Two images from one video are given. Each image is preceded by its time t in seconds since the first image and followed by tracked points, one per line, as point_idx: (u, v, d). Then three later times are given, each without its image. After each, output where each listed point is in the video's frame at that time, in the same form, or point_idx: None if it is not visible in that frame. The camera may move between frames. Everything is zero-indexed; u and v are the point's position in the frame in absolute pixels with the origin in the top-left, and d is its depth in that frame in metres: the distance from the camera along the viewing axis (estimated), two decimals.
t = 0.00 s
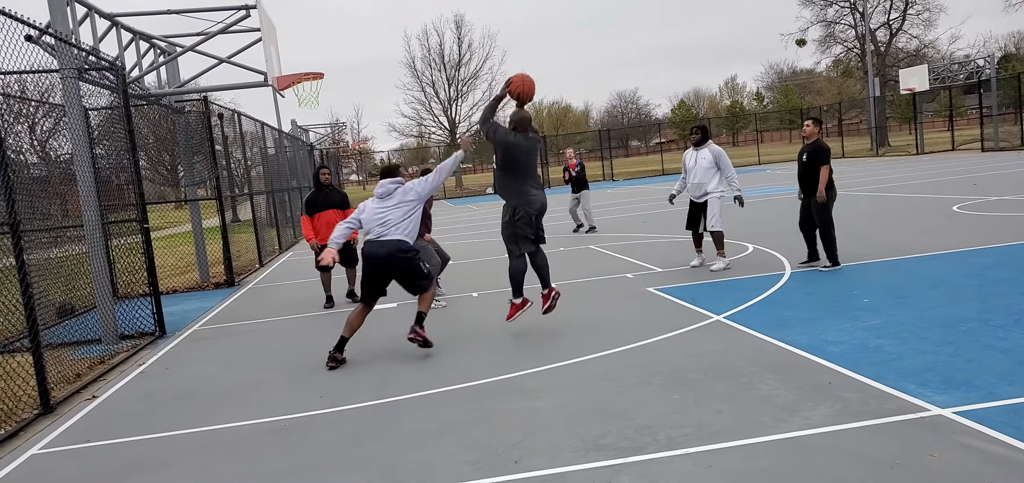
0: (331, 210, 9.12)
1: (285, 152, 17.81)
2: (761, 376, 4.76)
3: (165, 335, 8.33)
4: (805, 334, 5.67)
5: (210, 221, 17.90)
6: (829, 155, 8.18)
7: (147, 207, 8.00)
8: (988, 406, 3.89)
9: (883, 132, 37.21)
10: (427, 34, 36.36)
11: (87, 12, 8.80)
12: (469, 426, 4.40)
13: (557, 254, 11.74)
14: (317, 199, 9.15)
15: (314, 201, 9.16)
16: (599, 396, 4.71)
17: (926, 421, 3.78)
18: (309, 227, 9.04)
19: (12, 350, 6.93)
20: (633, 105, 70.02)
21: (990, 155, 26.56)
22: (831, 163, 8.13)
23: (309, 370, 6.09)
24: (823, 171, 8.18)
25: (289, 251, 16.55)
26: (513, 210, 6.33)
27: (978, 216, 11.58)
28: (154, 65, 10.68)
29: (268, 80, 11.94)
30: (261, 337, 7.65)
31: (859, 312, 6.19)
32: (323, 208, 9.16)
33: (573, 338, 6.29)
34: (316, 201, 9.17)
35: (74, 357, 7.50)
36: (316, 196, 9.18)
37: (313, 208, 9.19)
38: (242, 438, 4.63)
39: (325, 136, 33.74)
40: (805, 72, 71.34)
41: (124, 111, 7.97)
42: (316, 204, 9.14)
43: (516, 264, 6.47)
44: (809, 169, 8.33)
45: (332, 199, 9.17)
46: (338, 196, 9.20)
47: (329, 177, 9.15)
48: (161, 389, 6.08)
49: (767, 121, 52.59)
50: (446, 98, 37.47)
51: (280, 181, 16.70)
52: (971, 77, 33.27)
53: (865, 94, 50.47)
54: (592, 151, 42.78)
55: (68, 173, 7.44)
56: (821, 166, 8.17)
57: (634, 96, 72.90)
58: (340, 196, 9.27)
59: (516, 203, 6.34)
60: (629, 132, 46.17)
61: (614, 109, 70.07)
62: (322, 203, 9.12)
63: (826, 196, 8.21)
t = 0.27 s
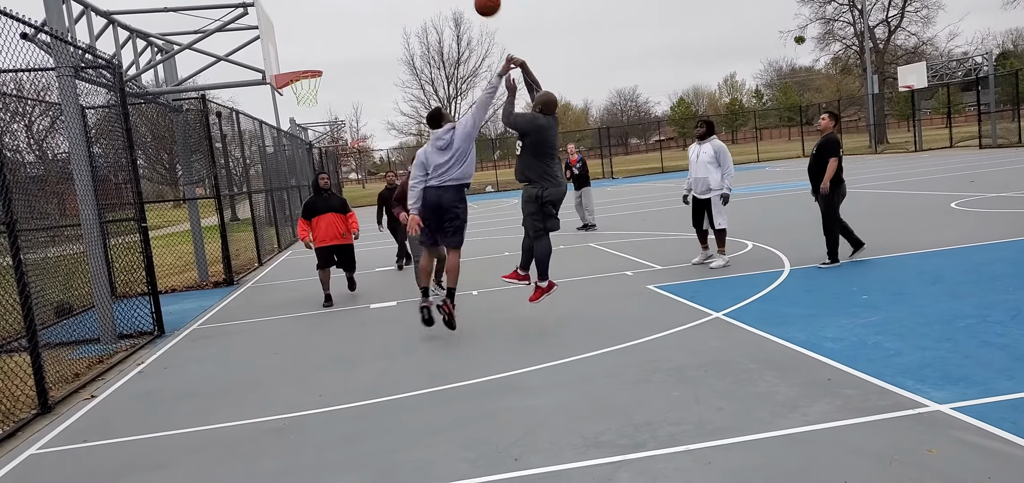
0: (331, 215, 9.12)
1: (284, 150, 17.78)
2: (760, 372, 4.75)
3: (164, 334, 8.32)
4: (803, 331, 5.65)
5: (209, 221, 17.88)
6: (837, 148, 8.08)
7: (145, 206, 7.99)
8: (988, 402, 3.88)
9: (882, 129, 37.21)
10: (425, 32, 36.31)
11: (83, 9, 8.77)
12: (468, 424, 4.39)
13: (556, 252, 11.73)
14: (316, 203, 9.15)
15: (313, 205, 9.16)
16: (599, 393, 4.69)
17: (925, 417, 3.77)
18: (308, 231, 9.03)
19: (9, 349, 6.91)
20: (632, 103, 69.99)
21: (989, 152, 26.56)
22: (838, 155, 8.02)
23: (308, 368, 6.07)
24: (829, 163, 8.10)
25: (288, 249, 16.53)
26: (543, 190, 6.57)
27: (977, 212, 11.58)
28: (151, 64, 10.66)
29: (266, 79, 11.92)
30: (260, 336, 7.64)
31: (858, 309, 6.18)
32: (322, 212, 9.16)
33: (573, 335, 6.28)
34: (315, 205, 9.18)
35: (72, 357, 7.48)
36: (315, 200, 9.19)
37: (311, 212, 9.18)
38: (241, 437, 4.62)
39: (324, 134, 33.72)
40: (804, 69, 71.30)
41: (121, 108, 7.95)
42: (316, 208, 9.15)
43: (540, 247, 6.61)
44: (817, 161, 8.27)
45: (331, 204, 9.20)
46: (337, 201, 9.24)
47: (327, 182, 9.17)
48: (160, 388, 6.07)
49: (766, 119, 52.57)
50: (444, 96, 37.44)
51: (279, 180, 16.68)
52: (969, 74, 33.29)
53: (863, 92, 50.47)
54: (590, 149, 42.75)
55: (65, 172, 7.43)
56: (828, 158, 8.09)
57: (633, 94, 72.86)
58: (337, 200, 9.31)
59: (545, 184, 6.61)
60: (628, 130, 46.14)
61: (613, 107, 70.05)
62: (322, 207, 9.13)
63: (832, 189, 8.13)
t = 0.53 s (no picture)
0: (335, 210, 9.26)
1: (283, 150, 17.77)
2: (759, 370, 4.76)
3: (163, 334, 8.32)
4: (803, 329, 5.66)
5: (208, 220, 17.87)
6: (848, 144, 8.07)
7: (144, 206, 7.99)
8: (986, 399, 3.88)
9: (880, 126, 37.22)
10: (424, 31, 36.26)
11: (81, 10, 8.77)
12: (468, 423, 4.39)
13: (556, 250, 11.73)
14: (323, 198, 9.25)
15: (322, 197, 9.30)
16: (599, 392, 4.70)
17: (924, 414, 3.78)
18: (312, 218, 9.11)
19: (9, 350, 6.91)
20: (630, 101, 69.98)
21: (987, 148, 26.59)
22: (848, 152, 8.03)
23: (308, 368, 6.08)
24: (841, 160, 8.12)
25: (287, 249, 16.53)
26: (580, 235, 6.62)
27: (975, 210, 11.58)
28: (150, 64, 10.66)
29: (264, 78, 11.92)
30: (260, 336, 7.64)
31: (857, 306, 6.19)
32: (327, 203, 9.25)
33: (573, 334, 6.28)
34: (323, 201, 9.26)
35: (72, 357, 7.48)
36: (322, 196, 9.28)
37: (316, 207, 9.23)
38: (241, 437, 4.63)
39: (323, 133, 33.71)
40: (803, 67, 71.28)
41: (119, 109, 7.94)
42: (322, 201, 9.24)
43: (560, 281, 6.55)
44: (830, 158, 8.28)
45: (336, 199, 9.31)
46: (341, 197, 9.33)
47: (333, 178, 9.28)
48: (160, 388, 6.08)
49: (765, 117, 52.58)
50: (443, 95, 37.42)
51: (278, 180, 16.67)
52: (967, 71, 33.31)
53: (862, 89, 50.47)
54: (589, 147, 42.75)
55: (64, 172, 7.44)
56: (838, 155, 8.11)
57: (632, 92, 72.84)
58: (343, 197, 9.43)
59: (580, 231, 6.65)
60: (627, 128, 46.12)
61: (612, 105, 70.03)
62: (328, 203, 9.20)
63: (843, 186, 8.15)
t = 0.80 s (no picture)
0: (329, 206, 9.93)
1: (281, 148, 17.74)
2: (759, 368, 4.75)
3: (163, 334, 8.31)
4: (802, 326, 5.66)
5: (206, 220, 17.84)
6: (861, 138, 8.08)
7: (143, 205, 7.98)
8: (986, 395, 3.88)
9: (879, 123, 37.22)
10: (422, 29, 36.20)
11: (79, 9, 8.74)
12: (467, 421, 4.38)
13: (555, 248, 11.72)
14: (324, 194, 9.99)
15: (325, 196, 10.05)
16: (598, 389, 4.70)
17: (924, 411, 3.77)
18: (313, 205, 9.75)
19: (7, 351, 6.90)
20: (629, 99, 69.94)
21: (985, 145, 26.61)
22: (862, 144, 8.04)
23: (307, 367, 6.07)
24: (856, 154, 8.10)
25: (286, 247, 16.51)
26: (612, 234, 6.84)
27: (974, 206, 11.58)
28: (147, 63, 10.63)
29: (263, 77, 11.89)
30: (259, 335, 7.63)
31: (856, 303, 6.18)
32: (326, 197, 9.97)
33: (572, 332, 6.28)
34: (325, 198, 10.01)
35: (71, 357, 7.47)
36: (321, 192, 10.01)
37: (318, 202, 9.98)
38: (240, 436, 4.62)
39: (321, 132, 33.67)
40: (801, 64, 71.25)
41: (117, 108, 7.91)
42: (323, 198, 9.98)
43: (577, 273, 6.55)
44: (843, 153, 8.26)
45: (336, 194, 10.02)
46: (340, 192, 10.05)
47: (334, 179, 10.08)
48: (160, 388, 6.07)
49: (763, 114, 52.58)
50: (441, 93, 37.38)
51: (276, 178, 16.64)
52: (965, 68, 33.31)
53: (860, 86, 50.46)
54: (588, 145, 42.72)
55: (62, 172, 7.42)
56: (853, 148, 8.09)
57: (630, 90, 72.80)
58: (342, 193, 10.17)
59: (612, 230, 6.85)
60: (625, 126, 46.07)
61: (611, 103, 69.99)
62: (327, 198, 9.91)
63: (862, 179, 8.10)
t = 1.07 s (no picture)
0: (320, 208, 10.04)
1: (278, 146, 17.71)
2: (756, 365, 4.75)
3: (160, 331, 8.30)
4: (800, 323, 5.67)
5: (203, 217, 17.82)
6: (872, 135, 8.09)
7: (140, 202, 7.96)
8: (982, 392, 3.89)
9: (876, 121, 37.24)
10: (420, 26, 36.12)
11: (75, 5, 8.71)
12: (465, 418, 4.38)
13: (552, 246, 11.72)
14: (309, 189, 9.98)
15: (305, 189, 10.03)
16: (596, 386, 4.70)
17: (921, 408, 3.78)
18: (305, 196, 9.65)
19: (4, 348, 6.88)
20: (627, 96, 69.94)
21: (983, 143, 26.63)
22: (875, 142, 8.06)
23: (304, 365, 6.06)
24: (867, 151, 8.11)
25: (284, 245, 16.49)
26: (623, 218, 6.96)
27: (971, 204, 11.59)
28: (144, 60, 10.60)
29: (260, 74, 11.87)
30: (257, 332, 7.62)
31: (853, 301, 6.19)
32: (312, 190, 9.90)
33: (569, 329, 6.27)
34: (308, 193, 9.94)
35: (68, 354, 7.45)
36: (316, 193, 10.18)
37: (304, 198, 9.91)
38: (238, 433, 4.62)
39: (319, 129, 33.60)
40: (799, 62, 71.27)
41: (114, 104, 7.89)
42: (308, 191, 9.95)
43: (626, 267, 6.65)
44: (853, 150, 8.26)
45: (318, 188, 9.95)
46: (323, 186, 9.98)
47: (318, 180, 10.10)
48: (156, 385, 6.06)
49: (761, 112, 52.57)
50: (439, 90, 37.32)
51: (274, 176, 16.62)
52: (963, 66, 33.34)
53: (858, 84, 50.48)
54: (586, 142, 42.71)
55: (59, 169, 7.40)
56: (865, 145, 8.09)
57: (628, 88, 72.79)
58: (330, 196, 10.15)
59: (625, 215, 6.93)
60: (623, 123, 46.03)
61: (609, 101, 70.00)
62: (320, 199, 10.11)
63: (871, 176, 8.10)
